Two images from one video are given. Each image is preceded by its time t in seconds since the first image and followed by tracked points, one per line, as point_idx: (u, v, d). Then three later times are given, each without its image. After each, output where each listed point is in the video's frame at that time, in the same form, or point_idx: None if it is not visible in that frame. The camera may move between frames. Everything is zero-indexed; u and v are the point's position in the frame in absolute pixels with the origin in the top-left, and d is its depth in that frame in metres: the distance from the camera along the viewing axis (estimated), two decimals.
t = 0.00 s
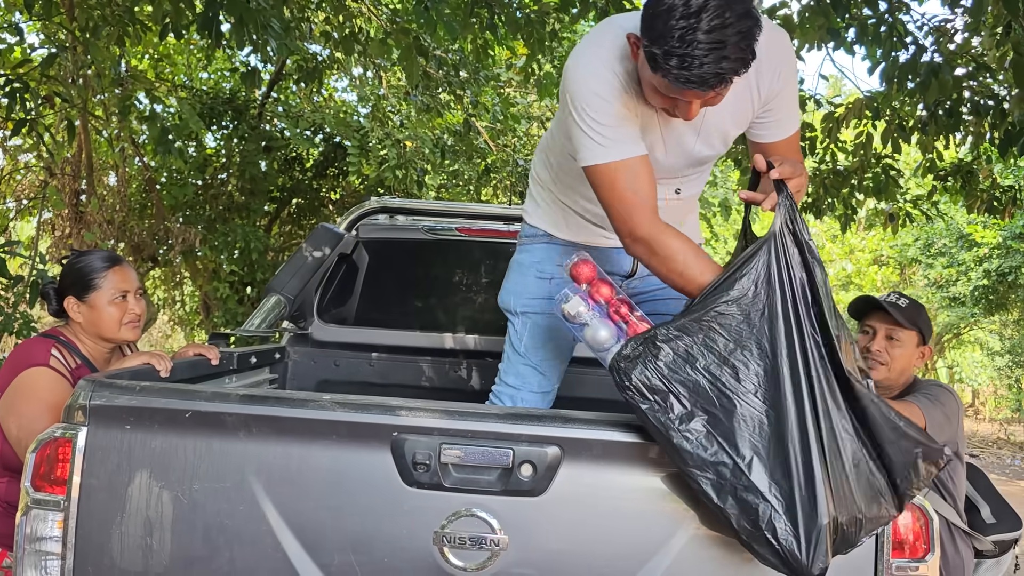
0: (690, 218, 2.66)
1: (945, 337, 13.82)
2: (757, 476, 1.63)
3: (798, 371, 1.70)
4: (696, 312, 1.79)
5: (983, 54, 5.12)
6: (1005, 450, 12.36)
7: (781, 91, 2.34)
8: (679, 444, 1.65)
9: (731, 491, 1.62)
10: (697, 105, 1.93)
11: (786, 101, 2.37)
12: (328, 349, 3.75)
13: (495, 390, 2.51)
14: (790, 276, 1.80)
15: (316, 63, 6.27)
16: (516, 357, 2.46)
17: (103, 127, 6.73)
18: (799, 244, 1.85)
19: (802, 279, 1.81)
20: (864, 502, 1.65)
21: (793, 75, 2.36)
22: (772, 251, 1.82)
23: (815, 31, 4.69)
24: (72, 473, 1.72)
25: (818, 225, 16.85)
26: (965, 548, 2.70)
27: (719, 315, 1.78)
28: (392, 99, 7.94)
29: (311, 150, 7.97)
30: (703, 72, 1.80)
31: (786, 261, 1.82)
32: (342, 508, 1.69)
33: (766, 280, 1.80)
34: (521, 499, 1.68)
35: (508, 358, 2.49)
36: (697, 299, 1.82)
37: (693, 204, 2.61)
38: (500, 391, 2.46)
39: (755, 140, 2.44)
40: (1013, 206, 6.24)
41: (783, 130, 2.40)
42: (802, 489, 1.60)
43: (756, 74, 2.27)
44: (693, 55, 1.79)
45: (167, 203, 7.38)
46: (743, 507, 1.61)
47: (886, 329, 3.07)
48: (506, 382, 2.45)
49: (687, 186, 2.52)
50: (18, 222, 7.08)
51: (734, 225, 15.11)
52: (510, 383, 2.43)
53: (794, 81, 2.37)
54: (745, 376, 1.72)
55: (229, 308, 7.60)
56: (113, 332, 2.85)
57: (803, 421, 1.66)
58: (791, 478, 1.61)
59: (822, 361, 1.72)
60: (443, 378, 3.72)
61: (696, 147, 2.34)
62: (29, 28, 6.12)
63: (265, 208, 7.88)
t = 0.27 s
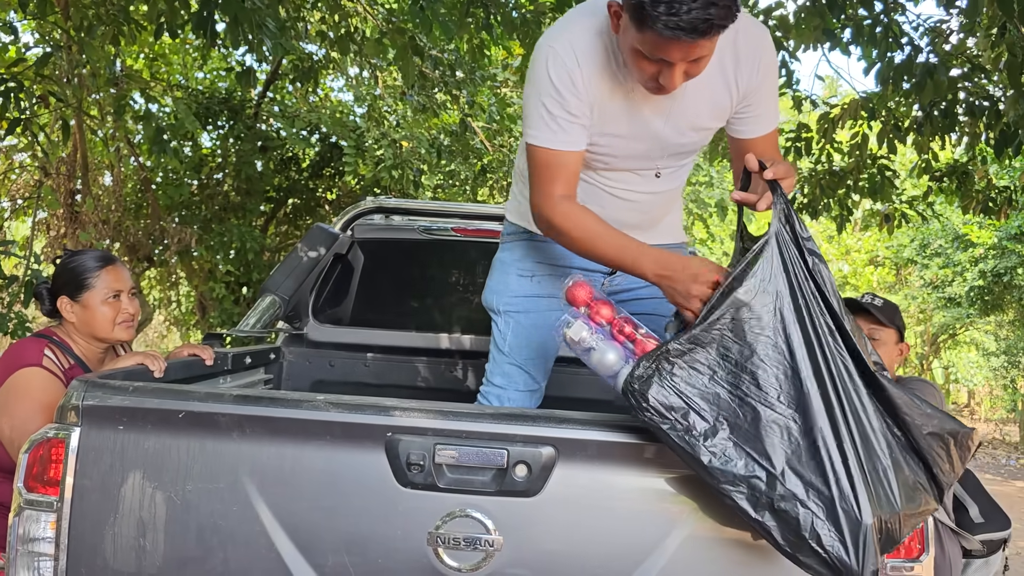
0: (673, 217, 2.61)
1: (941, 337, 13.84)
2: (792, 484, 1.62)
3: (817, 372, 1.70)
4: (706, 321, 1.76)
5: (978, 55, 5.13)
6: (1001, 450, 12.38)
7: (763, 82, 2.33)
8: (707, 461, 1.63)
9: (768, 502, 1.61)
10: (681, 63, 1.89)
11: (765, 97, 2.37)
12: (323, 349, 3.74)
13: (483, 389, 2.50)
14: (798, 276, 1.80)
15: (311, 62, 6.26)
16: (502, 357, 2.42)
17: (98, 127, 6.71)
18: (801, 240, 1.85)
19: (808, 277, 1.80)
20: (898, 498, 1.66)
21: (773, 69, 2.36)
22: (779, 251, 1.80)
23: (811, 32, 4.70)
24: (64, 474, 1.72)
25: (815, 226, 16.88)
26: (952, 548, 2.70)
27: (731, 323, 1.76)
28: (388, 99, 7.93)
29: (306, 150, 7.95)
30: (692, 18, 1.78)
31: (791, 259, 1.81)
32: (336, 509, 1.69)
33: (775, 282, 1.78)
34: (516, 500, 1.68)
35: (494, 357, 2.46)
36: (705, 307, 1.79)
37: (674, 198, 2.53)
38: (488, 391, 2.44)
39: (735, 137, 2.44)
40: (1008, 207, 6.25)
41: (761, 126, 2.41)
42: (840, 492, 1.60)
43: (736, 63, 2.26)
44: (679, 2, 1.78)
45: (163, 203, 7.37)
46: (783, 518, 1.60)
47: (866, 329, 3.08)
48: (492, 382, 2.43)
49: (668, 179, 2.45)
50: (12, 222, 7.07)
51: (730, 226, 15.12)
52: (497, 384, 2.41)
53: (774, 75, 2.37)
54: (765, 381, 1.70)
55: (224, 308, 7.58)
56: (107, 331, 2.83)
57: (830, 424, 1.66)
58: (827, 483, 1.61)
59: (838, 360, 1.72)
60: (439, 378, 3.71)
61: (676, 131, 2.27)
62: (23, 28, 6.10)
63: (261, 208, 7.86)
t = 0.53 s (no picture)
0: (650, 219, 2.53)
1: (937, 339, 13.86)
2: (810, 505, 1.59)
3: (820, 389, 1.70)
4: (703, 346, 1.74)
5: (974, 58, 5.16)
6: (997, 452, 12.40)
7: (732, 81, 2.33)
8: (719, 489, 1.60)
9: (787, 525, 1.58)
10: (638, 34, 1.89)
11: (736, 98, 2.36)
12: (321, 351, 3.74)
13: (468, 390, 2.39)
14: (790, 294, 1.81)
15: (309, 64, 6.26)
16: (484, 359, 2.32)
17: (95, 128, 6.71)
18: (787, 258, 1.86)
19: (800, 293, 1.81)
20: (911, 510, 1.66)
21: (744, 72, 2.36)
22: (766, 271, 1.82)
23: (807, 34, 4.72)
24: (62, 476, 1.71)
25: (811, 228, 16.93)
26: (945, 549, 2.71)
27: (729, 345, 1.74)
28: (385, 101, 7.94)
29: (303, 152, 7.95)
30: None
31: (782, 277, 1.82)
32: (334, 510, 1.68)
33: (768, 301, 1.79)
34: (516, 501, 1.68)
35: (477, 358, 2.35)
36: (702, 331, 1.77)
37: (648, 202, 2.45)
38: (473, 393, 2.34)
39: (706, 140, 2.43)
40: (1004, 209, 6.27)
41: (732, 128, 2.40)
42: (857, 508, 1.59)
43: (703, 62, 2.26)
44: None
45: (159, 204, 7.36)
46: (803, 539, 1.58)
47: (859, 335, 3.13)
48: (476, 382, 2.33)
49: (639, 178, 2.39)
50: (9, 223, 7.06)
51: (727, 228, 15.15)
52: (481, 385, 2.31)
53: (745, 78, 2.37)
54: (770, 402, 1.69)
55: (221, 310, 7.56)
56: (104, 333, 2.83)
57: (838, 440, 1.65)
58: (844, 498, 1.60)
59: (837, 376, 1.73)
60: (437, 380, 3.71)
61: (639, 122, 2.24)
62: (20, 29, 6.10)
63: (258, 210, 7.86)
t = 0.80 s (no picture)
0: (626, 221, 2.55)
1: (934, 343, 13.87)
2: (763, 539, 1.62)
3: (778, 423, 1.72)
4: (666, 375, 1.73)
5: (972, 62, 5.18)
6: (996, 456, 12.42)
7: (697, 83, 2.35)
8: (675, 519, 1.62)
9: (739, 559, 1.61)
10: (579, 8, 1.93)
11: (704, 100, 2.38)
12: (320, 355, 3.75)
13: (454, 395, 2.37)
14: (754, 326, 1.81)
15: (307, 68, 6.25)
16: (469, 361, 2.29)
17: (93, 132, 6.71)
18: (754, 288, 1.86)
19: (764, 325, 1.82)
20: (860, 544, 1.70)
21: (712, 73, 2.38)
22: (732, 301, 1.82)
23: (805, 39, 4.74)
24: (63, 480, 1.72)
25: (809, 232, 16.96)
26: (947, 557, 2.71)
27: (692, 375, 1.74)
28: (384, 105, 7.95)
29: (301, 155, 7.95)
30: None
31: (748, 310, 1.82)
32: (335, 513, 1.69)
33: (733, 332, 1.79)
34: (515, 504, 1.69)
35: (463, 361, 2.32)
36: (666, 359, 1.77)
37: (622, 203, 2.48)
38: (460, 397, 2.31)
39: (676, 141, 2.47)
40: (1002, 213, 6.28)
41: (700, 130, 2.42)
42: (807, 545, 1.63)
43: (666, 62, 2.32)
44: None
45: (158, 208, 7.36)
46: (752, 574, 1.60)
47: (859, 339, 3.10)
48: (462, 385, 2.30)
49: (610, 178, 2.42)
50: (7, 227, 7.06)
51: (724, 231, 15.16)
52: (468, 387, 2.28)
53: (713, 79, 2.39)
54: (731, 434, 1.69)
55: (219, 314, 7.55)
56: (104, 337, 2.83)
57: (793, 475, 1.68)
58: (795, 535, 1.63)
59: (797, 410, 1.75)
60: (437, 384, 3.72)
61: (600, 116, 2.30)
62: (19, 32, 6.10)
63: (256, 213, 7.85)
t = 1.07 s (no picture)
0: (620, 225, 2.53)
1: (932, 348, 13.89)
2: (692, 559, 1.60)
3: (728, 449, 1.70)
4: (631, 385, 1.73)
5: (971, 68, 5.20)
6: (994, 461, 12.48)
7: (680, 84, 2.32)
8: (612, 522, 1.62)
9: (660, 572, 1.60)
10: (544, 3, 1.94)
11: (688, 100, 2.35)
12: (322, 359, 3.75)
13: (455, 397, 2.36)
14: (726, 353, 1.80)
15: (308, 74, 6.26)
16: (465, 364, 2.28)
17: (93, 137, 6.72)
18: (733, 315, 1.84)
19: (735, 353, 1.81)
20: None
21: (695, 73, 2.36)
22: (709, 326, 1.80)
23: (805, 45, 4.76)
24: (67, 484, 1.71)
25: (807, 238, 16.99)
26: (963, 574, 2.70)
27: (655, 387, 1.73)
28: (384, 110, 7.96)
29: (301, 160, 7.96)
30: None
31: (723, 334, 1.81)
32: (340, 516, 1.69)
33: (703, 354, 1.77)
34: (519, 508, 1.69)
35: (460, 364, 2.30)
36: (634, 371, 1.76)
37: (614, 206, 2.47)
38: (459, 399, 2.30)
39: (663, 143, 2.44)
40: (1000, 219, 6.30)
41: (685, 132, 2.39)
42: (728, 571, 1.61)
43: (648, 64, 2.30)
44: None
45: (157, 213, 7.36)
46: None
47: (885, 341, 3.10)
48: (461, 388, 2.29)
49: (599, 181, 2.41)
50: (6, 232, 7.06)
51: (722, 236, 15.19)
52: (466, 390, 2.27)
53: (697, 80, 2.36)
54: (680, 453, 1.68)
55: (219, 319, 7.55)
56: (107, 341, 2.83)
57: (734, 500, 1.66)
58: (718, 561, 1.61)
59: (750, 439, 1.73)
60: (438, 389, 3.72)
61: (582, 119, 2.30)
62: (19, 37, 6.10)
63: (256, 218, 7.85)
